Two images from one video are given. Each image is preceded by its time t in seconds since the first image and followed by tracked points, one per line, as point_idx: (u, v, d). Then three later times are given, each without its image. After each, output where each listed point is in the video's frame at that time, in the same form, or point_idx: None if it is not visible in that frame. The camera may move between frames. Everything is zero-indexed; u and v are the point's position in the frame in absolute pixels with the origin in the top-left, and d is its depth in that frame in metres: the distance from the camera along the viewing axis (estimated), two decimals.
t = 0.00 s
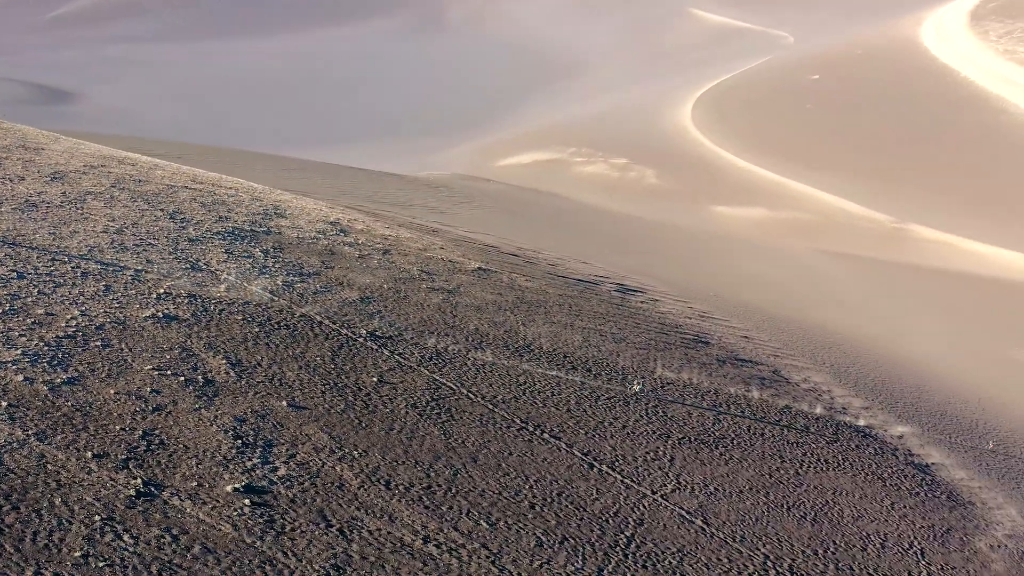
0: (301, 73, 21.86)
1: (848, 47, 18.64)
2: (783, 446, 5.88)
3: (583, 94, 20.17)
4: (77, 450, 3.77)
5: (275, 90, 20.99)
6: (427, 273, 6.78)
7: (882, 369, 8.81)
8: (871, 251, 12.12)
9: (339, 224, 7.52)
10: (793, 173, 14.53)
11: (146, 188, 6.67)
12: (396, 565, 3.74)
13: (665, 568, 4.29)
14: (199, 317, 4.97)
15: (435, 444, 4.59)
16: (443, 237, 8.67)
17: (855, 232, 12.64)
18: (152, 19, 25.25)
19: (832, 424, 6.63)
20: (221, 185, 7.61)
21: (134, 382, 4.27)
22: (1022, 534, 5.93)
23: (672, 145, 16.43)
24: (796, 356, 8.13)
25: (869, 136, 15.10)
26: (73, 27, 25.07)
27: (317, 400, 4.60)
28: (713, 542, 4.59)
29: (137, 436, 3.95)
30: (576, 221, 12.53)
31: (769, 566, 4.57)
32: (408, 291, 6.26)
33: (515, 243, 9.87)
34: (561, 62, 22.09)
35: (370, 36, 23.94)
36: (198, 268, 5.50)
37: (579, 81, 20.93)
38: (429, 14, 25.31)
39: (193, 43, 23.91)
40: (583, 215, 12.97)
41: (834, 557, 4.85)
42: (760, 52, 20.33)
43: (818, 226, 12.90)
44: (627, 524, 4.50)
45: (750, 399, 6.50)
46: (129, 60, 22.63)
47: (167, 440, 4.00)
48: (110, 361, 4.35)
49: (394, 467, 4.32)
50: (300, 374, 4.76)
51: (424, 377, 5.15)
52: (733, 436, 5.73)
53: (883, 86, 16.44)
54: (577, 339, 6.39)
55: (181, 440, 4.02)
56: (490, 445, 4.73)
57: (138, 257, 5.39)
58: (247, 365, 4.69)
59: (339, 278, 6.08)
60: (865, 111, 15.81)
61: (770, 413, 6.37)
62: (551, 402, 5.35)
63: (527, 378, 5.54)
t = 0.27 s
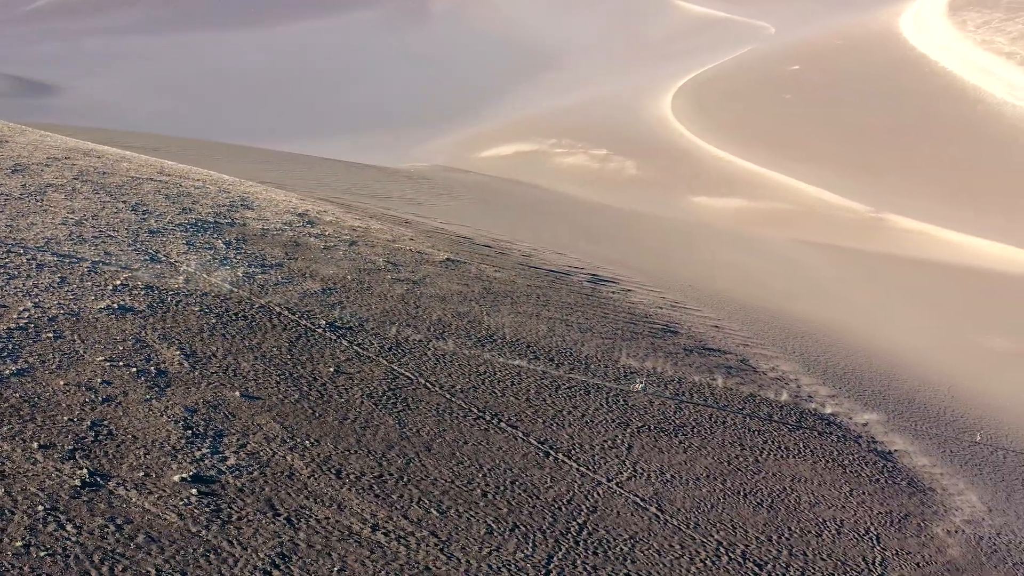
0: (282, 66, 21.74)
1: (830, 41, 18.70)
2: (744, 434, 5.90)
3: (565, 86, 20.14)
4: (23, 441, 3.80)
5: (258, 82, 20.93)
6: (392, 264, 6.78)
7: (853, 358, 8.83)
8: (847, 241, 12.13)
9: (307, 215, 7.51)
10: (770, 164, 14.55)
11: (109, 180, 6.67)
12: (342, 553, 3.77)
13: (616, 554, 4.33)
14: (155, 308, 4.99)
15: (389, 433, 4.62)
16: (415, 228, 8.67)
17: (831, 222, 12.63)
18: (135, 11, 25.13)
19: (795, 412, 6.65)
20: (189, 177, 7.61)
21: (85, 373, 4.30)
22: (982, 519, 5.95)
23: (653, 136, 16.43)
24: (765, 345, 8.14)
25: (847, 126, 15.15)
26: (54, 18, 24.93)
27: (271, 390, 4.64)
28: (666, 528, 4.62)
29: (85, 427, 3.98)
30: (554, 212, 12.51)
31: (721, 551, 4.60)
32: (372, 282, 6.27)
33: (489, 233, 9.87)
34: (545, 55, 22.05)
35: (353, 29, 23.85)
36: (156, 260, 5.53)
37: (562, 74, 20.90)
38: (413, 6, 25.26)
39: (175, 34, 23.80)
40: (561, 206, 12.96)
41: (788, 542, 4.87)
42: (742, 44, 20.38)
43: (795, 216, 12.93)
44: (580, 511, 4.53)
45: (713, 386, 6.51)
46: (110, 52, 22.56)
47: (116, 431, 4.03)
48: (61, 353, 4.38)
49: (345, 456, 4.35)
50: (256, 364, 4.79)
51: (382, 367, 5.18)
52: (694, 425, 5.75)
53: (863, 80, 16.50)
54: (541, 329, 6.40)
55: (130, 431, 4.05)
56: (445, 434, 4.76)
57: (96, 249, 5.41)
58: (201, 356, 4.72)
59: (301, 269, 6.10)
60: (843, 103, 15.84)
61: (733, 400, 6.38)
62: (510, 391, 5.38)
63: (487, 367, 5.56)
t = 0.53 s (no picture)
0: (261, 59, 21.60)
1: (808, 35, 18.74)
2: (703, 422, 5.91)
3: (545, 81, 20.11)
4: None
5: (236, 74, 20.83)
6: (355, 256, 6.79)
7: (821, 347, 8.86)
8: (821, 230, 12.18)
9: (272, 207, 7.51)
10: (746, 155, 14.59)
11: (69, 173, 6.67)
12: (287, 543, 3.79)
13: (565, 541, 4.36)
14: (107, 300, 5.01)
15: (340, 423, 4.65)
16: (383, 219, 8.67)
17: (806, 212, 12.68)
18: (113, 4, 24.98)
19: (757, 401, 6.68)
20: (152, 170, 7.61)
21: (32, 365, 4.32)
22: (939, 504, 5.97)
23: (631, 128, 16.44)
24: (732, 333, 8.14)
25: (823, 117, 15.22)
26: (32, 11, 24.75)
27: (222, 381, 4.66)
28: (617, 516, 4.65)
29: (30, 419, 3.99)
30: (529, 203, 12.51)
31: (673, 537, 4.63)
32: (333, 274, 6.29)
33: (460, 224, 9.87)
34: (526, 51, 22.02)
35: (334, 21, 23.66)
36: (111, 252, 5.55)
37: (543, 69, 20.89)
38: None
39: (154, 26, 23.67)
40: (537, 197, 12.95)
41: (741, 529, 4.89)
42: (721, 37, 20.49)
43: (770, 206, 12.96)
44: (531, 500, 4.56)
45: (675, 374, 6.53)
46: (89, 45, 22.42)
47: (61, 422, 4.04)
48: (8, 345, 4.40)
49: (295, 447, 4.38)
50: (208, 356, 4.82)
51: (336, 357, 5.20)
52: (652, 413, 5.78)
53: (840, 72, 16.53)
54: (503, 321, 6.41)
55: (75, 422, 4.06)
56: (397, 423, 4.79)
57: (49, 241, 5.43)
58: (152, 347, 4.74)
59: (260, 261, 6.12)
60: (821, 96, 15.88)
61: (695, 389, 6.40)
62: (467, 381, 5.40)
63: (444, 358, 5.58)
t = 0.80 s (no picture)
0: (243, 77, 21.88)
1: (779, 46, 19.07)
2: (658, 410, 5.91)
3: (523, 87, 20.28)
4: None
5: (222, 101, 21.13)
6: (313, 248, 6.80)
7: (786, 334, 8.84)
8: (791, 219, 12.24)
9: (232, 200, 7.51)
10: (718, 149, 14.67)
11: (24, 167, 6.65)
12: (226, 533, 3.79)
13: (509, 530, 4.38)
14: (54, 293, 5.02)
15: (286, 415, 4.66)
16: (347, 211, 8.66)
17: (776, 202, 12.75)
18: None
19: (715, 388, 6.65)
20: (112, 163, 7.59)
21: None
22: (892, 490, 5.99)
23: (605, 121, 16.47)
24: (696, 323, 8.11)
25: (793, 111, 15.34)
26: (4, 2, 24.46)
27: (168, 373, 4.68)
28: (565, 504, 4.67)
29: None
30: (500, 194, 12.48)
31: (620, 525, 4.65)
32: (289, 266, 6.30)
33: (427, 216, 9.88)
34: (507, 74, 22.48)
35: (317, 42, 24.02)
36: (61, 245, 5.55)
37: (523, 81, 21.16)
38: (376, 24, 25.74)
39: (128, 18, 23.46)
40: (508, 188, 12.94)
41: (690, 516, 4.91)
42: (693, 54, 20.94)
43: (740, 195, 13.02)
44: (477, 489, 4.58)
45: (631, 362, 6.55)
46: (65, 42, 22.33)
47: None
48: None
49: (239, 438, 4.40)
50: (154, 349, 4.84)
51: (286, 349, 5.23)
52: (606, 402, 5.79)
53: (810, 82, 16.84)
54: (460, 312, 6.42)
55: (15, 416, 4.05)
56: (345, 414, 4.81)
57: None
58: (98, 340, 4.76)
59: (215, 254, 6.13)
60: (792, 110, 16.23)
61: (652, 378, 6.39)
62: (418, 372, 5.42)
63: (397, 349, 5.60)
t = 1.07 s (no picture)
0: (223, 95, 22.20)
1: (742, 54, 19.46)
2: (606, 400, 5.92)
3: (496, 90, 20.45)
4: None
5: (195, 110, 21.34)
6: (264, 241, 6.79)
7: (745, 322, 8.85)
8: (754, 209, 12.32)
9: (183, 194, 7.47)
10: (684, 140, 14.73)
11: None
12: (158, 527, 3.78)
13: (449, 521, 4.38)
14: None
15: (227, 409, 4.65)
16: (304, 205, 8.66)
17: (740, 192, 12.84)
18: None
19: (666, 377, 6.64)
20: (61, 158, 7.52)
21: None
22: (840, 476, 6.00)
23: (573, 113, 16.50)
24: (652, 314, 8.09)
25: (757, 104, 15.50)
26: None
27: (106, 368, 4.65)
28: (507, 494, 4.68)
29: None
30: (465, 185, 12.47)
31: (562, 514, 4.66)
32: (238, 260, 6.31)
33: (386, 208, 9.88)
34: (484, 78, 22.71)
35: (295, 55, 24.30)
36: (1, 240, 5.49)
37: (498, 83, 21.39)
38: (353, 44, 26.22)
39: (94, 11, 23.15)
40: (473, 180, 12.92)
41: (634, 504, 4.91)
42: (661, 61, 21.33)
43: (704, 185, 13.10)
44: (419, 480, 4.59)
45: (582, 351, 6.58)
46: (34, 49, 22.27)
47: None
48: None
49: (176, 432, 4.38)
50: (93, 343, 4.81)
51: (229, 343, 5.22)
52: (555, 391, 5.80)
53: (770, 91, 17.31)
54: (411, 304, 6.42)
55: None
56: (286, 407, 4.81)
57: None
58: (35, 336, 4.71)
59: (162, 248, 6.10)
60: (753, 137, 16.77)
61: (602, 368, 6.39)
62: (364, 364, 5.42)
63: (343, 341, 5.60)
